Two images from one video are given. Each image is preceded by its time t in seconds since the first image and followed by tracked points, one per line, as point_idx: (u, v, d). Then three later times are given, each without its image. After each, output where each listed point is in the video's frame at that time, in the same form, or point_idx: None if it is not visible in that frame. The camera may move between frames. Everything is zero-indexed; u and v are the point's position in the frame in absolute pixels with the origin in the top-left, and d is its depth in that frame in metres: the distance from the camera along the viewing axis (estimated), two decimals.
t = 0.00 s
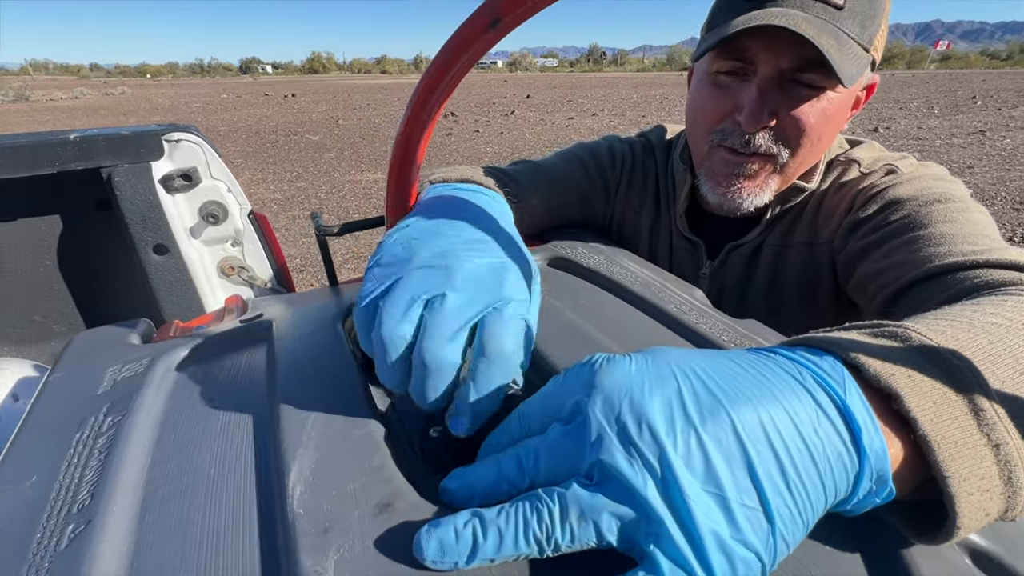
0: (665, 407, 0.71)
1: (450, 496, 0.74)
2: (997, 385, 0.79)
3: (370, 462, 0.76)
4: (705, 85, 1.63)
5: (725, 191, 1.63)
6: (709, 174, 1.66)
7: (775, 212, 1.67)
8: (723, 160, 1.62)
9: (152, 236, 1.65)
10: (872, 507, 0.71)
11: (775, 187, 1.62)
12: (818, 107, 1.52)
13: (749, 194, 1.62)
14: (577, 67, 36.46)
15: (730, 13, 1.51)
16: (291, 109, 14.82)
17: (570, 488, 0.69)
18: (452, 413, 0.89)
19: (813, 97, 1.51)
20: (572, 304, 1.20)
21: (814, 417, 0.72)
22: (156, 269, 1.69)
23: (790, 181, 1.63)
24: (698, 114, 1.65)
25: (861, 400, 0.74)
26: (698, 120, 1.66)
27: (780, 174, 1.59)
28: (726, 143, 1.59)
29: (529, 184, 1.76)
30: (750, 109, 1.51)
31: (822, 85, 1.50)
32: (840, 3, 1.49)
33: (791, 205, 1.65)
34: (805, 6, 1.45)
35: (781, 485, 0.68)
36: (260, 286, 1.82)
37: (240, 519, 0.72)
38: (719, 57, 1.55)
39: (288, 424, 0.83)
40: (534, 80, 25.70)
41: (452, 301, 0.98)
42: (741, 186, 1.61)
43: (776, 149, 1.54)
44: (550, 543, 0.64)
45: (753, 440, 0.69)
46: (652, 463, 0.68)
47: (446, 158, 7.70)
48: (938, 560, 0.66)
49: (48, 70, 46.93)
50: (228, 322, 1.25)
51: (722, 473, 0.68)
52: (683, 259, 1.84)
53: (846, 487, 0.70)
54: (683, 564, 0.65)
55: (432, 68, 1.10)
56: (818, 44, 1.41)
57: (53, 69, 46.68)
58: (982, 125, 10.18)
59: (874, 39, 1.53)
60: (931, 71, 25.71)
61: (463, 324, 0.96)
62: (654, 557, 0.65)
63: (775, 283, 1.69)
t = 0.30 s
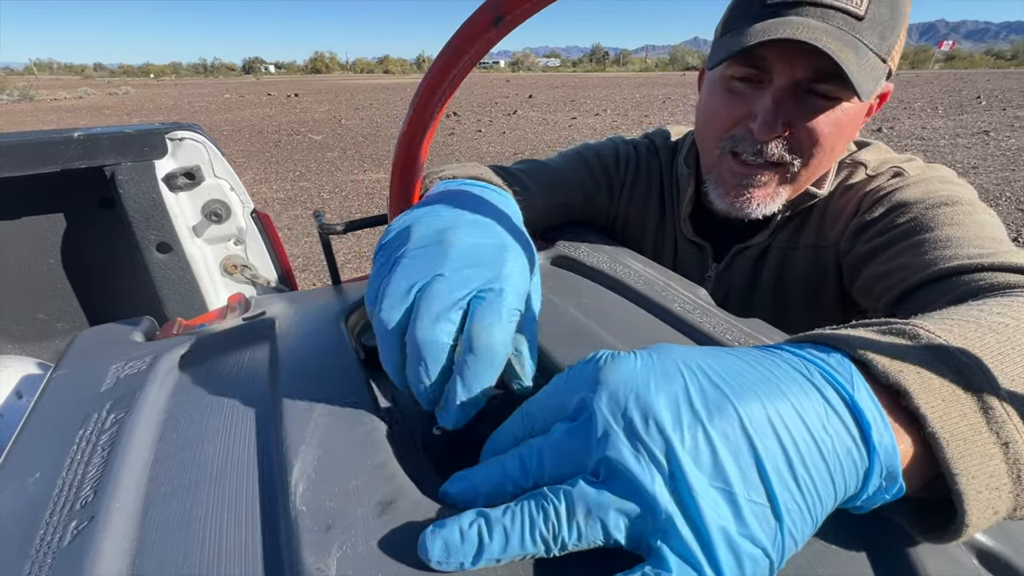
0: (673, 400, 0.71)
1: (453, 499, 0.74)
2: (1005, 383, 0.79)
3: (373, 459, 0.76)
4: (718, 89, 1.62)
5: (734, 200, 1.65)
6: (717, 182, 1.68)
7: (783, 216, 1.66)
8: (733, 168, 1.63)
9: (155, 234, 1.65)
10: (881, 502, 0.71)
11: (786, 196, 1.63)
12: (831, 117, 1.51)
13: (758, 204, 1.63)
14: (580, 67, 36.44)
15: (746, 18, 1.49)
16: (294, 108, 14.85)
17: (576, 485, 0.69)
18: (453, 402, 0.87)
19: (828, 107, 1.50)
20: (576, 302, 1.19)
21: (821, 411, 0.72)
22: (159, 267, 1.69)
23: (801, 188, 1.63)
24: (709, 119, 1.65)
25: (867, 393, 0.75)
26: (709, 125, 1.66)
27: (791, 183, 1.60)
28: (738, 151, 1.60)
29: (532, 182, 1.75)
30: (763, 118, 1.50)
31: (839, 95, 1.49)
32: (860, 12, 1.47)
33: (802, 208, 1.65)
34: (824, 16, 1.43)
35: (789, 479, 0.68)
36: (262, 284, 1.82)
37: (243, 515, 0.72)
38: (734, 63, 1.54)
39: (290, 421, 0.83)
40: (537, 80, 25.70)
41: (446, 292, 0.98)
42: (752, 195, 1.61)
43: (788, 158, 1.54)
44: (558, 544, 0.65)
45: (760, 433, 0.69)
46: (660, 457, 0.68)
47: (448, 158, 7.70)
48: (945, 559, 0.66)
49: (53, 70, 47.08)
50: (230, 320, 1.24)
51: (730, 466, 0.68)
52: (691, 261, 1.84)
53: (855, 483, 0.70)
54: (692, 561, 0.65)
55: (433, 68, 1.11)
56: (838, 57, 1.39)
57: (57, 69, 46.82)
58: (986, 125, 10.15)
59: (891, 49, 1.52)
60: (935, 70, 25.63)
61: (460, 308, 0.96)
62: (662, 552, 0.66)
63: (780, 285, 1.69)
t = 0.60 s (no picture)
0: (734, 377, 0.78)
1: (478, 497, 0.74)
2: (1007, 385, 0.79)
3: (379, 457, 0.77)
4: (735, 87, 1.63)
5: (743, 202, 1.67)
6: (727, 181, 1.69)
7: (794, 221, 1.70)
8: (745, 168, 1.65)
9: (159, 234, 1.65)
10: (937, 469, 0.81)
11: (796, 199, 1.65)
12: (846, 123, 1.53)
13: (768, 207, 1.64)
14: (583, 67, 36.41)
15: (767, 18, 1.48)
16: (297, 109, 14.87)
17: (640, 461, 0.73)
18: (435, 392, 0.87)
19: (843, 112, 1.51)
20: (579, 302, 1.19)
21: (869, 388, 0.80)
22: (163, 265, 1.68)
23: (812, 191, 1.65)
24: (725, 118, 1.66)
25: (911, 366, 0.83)
26: (724, 124, 1.67)
27: (802, 186, 1.62)
28: (751, 152, 1.61)
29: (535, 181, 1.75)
30: (779, 121, 1.51)
31: (856, 101, 1.50)
32: (885, 18, 1.47)
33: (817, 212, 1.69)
34: (848, 20, 1.43)
35: (848, 446, 0.76)
36: (266, 284, 1.82)
37: (247, 513, 0.72)
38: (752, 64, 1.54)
39: (295, 419, 0.83)
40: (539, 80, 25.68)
41: (464, 267, 1.00)
42: (761, 199, 1.64)
43: (801, 162, 1.55)
44: (625, 525, 0.68)
45: (819, 406, 0.77)
46: (731, 428, 0.74)
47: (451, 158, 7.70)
48: (950, 561, 0.68)
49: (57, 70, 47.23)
50: (234, 318, 1.24)
51: (792, 436, 0.75)
52: (699, 265, 1.85)
53: (912, 451, 0.79)
54: (763, 526, 0.71)
55: (438, 68, 1.11)
56: (859, 64, 1.40)
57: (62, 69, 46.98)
58: (991, 125, 10.12)
59: (911, 58, 1.53)
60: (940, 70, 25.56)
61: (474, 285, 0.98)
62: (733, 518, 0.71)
63: (791, 287, 1.72)
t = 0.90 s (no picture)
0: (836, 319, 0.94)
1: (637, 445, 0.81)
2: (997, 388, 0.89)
3: (383, 455, 0.77)
4: (747, 85, 1.62)
5: (750, 199, 1.69)
6: (737, 178, 1.71)
7: (803, 223, 1.72)
8: (754, 165, 1.65)
9: (163, 233, 1.67)
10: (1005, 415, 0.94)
11: (805, 197, 1.67)
12: (857, 122, 1.53)
13: (775, 205, 1.68)
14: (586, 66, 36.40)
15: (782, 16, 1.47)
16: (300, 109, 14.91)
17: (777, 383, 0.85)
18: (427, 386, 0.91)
19: (855, 111, 1.51)
20: (581, 301, 1.20)
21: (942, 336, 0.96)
22: (168, 265, 1.70)
23: (819, 191, 1.67)
24: (736, 115, 1.66)
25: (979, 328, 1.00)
26: (735, 122, 1.68)
27: (810, 186, 1.64)
28: (762, 151, 1.61)
29: (537, 180, 1.76)
30: (790, 119, 1.51)
31: (869, 100, 1.50)
32: (900, 18, 1.46)
33: (820, 216, 1.71)
34: (865, 18, 1.41)
35: (944, 378, 0.91)
36: (269, 283, 1.82)
37: (251, 511, 0.72)
38: (766, 61, 1.53)
39: (298, 417, 0.83)
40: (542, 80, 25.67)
41: (463, 280, 1.01)
42: (768, 196, 1.66)
43: (811, 161, 1.57)
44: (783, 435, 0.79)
45: (914, 340, 0.93)
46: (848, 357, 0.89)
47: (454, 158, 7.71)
48: (956, 563, 0.69)
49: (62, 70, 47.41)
50: (238, 318, 1.24)
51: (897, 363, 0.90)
52: (706, 265, 1.89)
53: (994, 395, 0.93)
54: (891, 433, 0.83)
55: (442, 67, 1.11)
56: (875, 61, 1.38)
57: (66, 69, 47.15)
58: (995, 125, 10.09)
59: (925, 58, 1.51)
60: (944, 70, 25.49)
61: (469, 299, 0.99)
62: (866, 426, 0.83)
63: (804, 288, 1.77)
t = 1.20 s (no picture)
0: (779, 345, 0.92)
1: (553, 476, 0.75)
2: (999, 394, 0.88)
3: (385, 453, 0.77)
4: (775, 85, 1.62)
5: (767, 202, 1.69)
6: (753, 179, 1.71)
7: (814, 227, 1.72)
8: (773, 167, 1.66)
9: (167, 231, 1.68)
10: (954, 439, 0.91)
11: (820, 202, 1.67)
12: (881, 129, 1.53)
13: (790, 208, 1.68)
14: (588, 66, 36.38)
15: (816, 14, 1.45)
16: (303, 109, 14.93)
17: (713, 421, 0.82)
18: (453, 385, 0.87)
19: (880, 118, 1.51)
20: (583, 300, 1.19)
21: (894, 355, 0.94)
22: (170, 263, 1.70)
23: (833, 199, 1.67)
24: (758, 115, 1.67)
25: (936, 348, 0.97)
26: (756, 122, 1.68)
27: (826, 193, 1.64)
28: (783, 152, 1.62)
29: (540, 180, 1.75)
30: (816, 122, 1.51)
31: (898, 109, 1.50)
32: (937, 26, 1.44)
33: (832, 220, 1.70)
34: (903, 23, 1.40)
35: (882, 410, 0.87)
36: (272, 282, 1.82)
37: (255, 509, 0.73)
38: (797, 62, 1.53)
39: (302, 415, 0.83)
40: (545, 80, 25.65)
41: (454, 273, 1.00)
42: (785, 200, 1.66)
43: (831, 168, 1.57)
44: (722, 469, 0.75)
45: (863, 365, 0.90)
46: (788, 390, 0.86)
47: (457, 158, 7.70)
48: (960, 562, 0.68)
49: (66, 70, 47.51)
50: (241, 316, 1.25)
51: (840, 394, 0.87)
52: (713, 266, 1.89)
53: (937, 422, 0.90)
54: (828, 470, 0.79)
55: (444, 68, 1.11)
56: (908, 65, 1.38)
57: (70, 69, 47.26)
58: (1000, 125, 10.05)
59: (955, 72, 1.50)
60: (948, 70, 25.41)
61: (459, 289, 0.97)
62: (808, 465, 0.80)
63: (811, 292, 1.76)
